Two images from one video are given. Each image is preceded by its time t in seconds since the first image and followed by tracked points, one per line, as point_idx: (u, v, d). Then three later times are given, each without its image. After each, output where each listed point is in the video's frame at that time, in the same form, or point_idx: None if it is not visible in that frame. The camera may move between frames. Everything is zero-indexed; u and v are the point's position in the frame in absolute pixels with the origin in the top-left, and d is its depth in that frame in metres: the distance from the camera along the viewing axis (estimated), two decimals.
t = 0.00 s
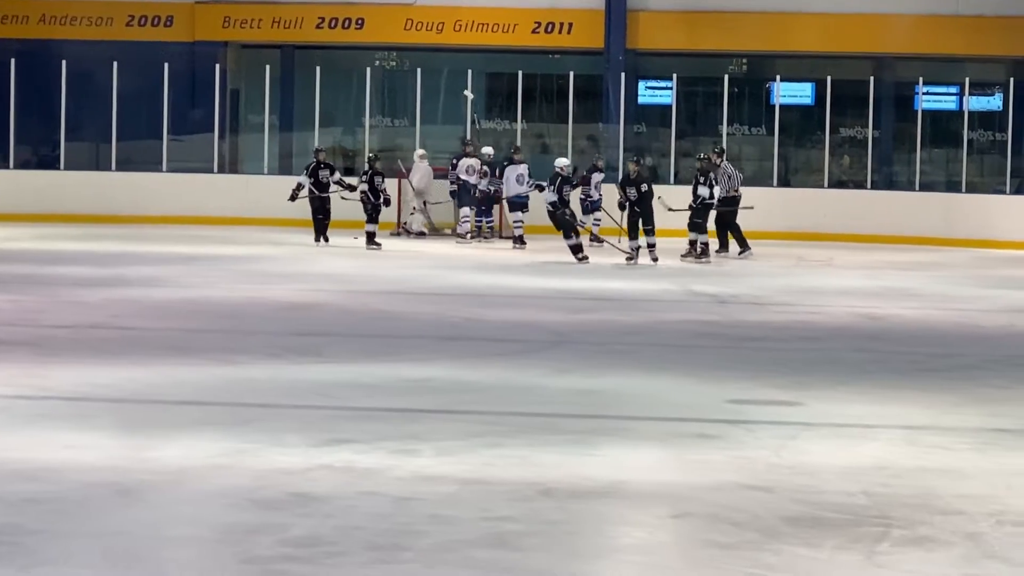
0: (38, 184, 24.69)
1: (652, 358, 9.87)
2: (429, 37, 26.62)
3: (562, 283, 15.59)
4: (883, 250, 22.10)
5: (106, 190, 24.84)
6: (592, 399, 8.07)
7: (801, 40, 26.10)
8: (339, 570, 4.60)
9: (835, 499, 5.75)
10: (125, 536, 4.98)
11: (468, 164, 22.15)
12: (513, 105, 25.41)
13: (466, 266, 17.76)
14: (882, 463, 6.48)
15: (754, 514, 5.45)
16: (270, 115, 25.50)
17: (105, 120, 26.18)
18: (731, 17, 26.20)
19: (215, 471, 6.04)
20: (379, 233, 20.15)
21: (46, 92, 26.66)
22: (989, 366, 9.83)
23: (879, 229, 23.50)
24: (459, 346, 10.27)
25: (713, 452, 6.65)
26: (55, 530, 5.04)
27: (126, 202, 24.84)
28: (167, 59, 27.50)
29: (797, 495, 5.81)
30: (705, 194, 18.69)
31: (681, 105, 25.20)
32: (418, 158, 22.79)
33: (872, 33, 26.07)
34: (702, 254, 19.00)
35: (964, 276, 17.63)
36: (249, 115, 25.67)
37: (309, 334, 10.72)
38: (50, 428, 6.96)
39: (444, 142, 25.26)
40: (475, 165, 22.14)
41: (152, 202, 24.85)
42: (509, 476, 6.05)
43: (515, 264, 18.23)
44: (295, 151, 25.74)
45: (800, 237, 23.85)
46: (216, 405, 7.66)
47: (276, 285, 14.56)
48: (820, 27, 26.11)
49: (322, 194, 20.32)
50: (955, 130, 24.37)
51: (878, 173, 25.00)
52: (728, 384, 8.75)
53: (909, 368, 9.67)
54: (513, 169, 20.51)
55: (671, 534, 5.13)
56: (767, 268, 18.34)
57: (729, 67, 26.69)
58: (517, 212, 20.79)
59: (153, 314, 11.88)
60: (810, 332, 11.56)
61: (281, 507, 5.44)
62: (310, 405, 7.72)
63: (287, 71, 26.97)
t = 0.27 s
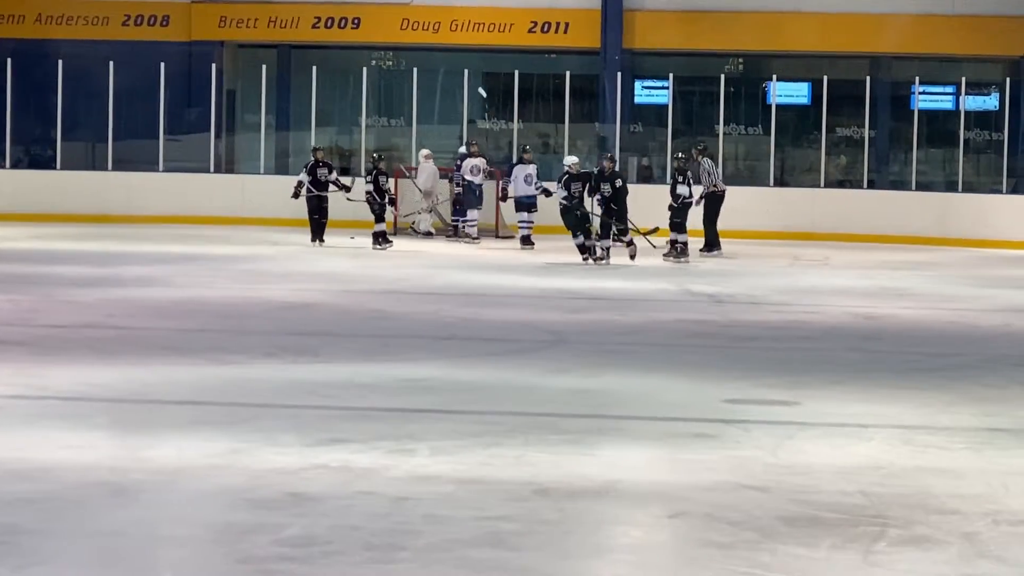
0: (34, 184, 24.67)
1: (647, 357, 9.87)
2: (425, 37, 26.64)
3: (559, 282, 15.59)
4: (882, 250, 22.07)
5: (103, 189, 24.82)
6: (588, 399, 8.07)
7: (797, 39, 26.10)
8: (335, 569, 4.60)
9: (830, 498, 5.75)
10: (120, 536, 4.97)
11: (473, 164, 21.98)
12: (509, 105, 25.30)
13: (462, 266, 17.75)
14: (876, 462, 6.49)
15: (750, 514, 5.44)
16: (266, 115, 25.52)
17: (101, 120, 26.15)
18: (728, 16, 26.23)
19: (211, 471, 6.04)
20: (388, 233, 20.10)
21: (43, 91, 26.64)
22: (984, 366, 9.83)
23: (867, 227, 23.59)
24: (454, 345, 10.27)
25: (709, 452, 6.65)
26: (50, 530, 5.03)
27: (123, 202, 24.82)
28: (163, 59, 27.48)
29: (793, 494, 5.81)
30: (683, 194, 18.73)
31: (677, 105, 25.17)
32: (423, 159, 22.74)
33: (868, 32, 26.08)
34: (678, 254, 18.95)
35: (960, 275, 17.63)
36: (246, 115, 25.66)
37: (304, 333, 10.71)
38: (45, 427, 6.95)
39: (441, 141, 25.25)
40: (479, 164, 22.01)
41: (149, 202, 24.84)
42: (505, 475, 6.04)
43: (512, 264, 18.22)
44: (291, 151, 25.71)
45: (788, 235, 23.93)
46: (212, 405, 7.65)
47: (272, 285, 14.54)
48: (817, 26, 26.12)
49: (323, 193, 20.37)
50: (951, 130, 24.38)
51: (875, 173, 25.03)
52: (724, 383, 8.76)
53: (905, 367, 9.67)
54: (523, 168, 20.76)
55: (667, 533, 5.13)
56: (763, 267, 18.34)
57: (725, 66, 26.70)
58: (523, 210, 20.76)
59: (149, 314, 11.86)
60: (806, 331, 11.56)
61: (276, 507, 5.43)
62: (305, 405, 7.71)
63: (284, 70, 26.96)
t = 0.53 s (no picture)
0: (31, 184, 24.66)
1: (645, 357, 9.86)
2: (422, 37, 26.66)
3: (556, 282, 15.59)
4: (879, 250, 22.06)
5: (100, 189, 24.83)
6: (585, 399, 8.07)
7: (795, 39, 26.11)
8: (332, 569, 4.60)
9: (827, 498, 5.75)
10: (118, 536, 4.97)
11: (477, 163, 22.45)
12: (506, 104, 25.43)
13: (459, 266, 17.73)
14: (873, 461, 6.50)
15: (747, 514, 5.44)
16: (263, 114, 25.50)
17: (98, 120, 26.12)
18: (725, 16, 26.24)
19: (208, 471, 6.03)
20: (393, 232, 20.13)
21: (40, 90, 26.62)
22: (981, 365, 9.82)
23: (865, 226, 23.60)
24: (451, 345, 10.27)
25: (706, 451, 6.65)
26: (47, 529, 5.03)
27: (121, 202, 24.83)
28: (160, 58, 27.47)
29: (791, 494, 5.81)
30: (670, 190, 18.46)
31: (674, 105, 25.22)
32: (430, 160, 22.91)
33: (865, 32, 26.08)
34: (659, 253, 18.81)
35: (957, 275, 17.63)
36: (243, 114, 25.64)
37: (301, 333, 10.70)
38: (42, 427, 6.95)
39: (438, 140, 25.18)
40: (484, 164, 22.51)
41: (147, 201, 24.84)
42: (502, 475, 6.04)
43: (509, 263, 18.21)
44: (288, 151, 25.51)
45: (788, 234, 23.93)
46: (209, 405, 7.65)
47: (268, 285, 14.52)
48: (814, 26, 26.13)
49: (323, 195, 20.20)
50: (948, 130, 24.38)
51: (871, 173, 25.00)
52: (721, 383, 8.75)
53: (902, 367, 9.67)
54: (529, 169, 20.75)
55: (665, 533, 5.13)
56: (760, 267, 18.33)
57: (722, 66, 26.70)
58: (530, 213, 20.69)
59: (145, 314, 11.84)
60: (802, 331, 11.56)
61: (274, 507, 5.43)
62: (302, 405, 7.71)
63: (280, 70, 26.94)
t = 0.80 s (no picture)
0: (28, 184, 24.67)
1: (643, 357, 9.86)
2: (419, 37, 26.66)
3: (554, 282, 15.59)
4: (878, 249, 22.05)
5: (98, 189, 24.84)
6: (583, 398, 8.07)
7: (793, 38, 26.12)
8: (330, 569, 4.60)
9: (825, 498, 5.75)
10: (116, 535, 4.96)
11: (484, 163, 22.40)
12: (503, 104, 25.26)
13: (457, 265, 17.72)
14: (871, 461, 6.50)
15: (745, 513, 5.45)
16: (262, 114, 25.43)
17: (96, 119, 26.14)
18: (723, 16, 26.25)
19: (207, 471, 6.03)
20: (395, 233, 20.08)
21: (38, 91, 26.64)
22: (979, 365, 9.82)
23: (863, 226, 23.63)
24: (449, 345, 10.26)
25: (703, 451, 6.65)
26: (45, 529, 5.02)
27: (119, 202, 24.84)
28: (158, 58, 27.48)
29: (788, 493, 5.81)
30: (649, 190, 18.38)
31: (672, 104, 25.15)
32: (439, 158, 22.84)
33: (863, 32, 26.08)
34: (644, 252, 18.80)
35: (954, 275, 17.63)
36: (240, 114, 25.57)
37: (299, 333, 10.69)
38: (40, 427, 6.94)
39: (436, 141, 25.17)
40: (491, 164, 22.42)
41: (145, 202, 24.85)
42: (500, 475, 6.04)
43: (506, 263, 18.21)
44: (286, 150, 25.44)
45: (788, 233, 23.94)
46: (206, 404, 7.64)
47: (266, 284, 14.51)
48: (812, 26, 26.13)
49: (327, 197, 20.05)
50: (946, 130, 24.38)
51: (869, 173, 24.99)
52: (718, 382, 8.75)
53: (900, 367, 9.67)
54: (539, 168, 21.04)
55: (663, 532, 5.13)
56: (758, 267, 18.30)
57: (720, 66, 26.69)
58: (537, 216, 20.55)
59: (143, 314, 11.83)
60: (800, 330, 11.57)
61: (272, 506, 5.43)
62: (299, 404, 7.71)
63: (278, 70, 26.97)
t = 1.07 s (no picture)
0: (26, 183, 24.65)
1: (640, 356, 9.87)
2: (417, 37, 26.66)
3: (551, 281, 15.61)
4: (875, 250, 22.01)
5: (95, 189, 24.83)
6: (581, 398, 8.07)
7: (790, 38, 26.12)
8: (328, 569, 4.60)
9: (823, 497, 5.76)
10: (114, 535, 4.96)
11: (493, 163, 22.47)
12: (501, 104, 25.32)
13: (454, 265, 17.72)
14: (869, 461, 6.50)
15: (743, 513, 5.45)
16: (258, 114, 25.39)
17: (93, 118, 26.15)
18: (720, 16, 26.28)
19: (204, 471, 6.03)
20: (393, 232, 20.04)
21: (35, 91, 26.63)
22: (976, 366, 9.82)
23: (862, 226, 23.64)
24: (447, 345, 10.26)
25: (701, 451, 6.66)
26: (43, 529, 5.02)
27: (117, 201, 24.83)
28: (156, 58, 27.50)
29: (786, 493, 5.82)
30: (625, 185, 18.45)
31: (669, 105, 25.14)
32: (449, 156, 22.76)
33: (860, 33, 26.09)
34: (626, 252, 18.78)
35: (952, 274, 17.65)
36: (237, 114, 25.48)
37: (296, 333, 10.70)
38: (38, 427, 6.94)
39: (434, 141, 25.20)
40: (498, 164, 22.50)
41: (143, 202, 24.84)
42: (498, 475, 6.04)
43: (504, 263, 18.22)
44: (283, 150, 25.47)
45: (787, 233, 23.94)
46: (203, 405, 7.64)
47: (263, 284, 14.51)
48: (809, 26, 26.14)
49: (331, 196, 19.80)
50: (943, 130, 24.37)
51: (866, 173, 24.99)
52: (716, 382, 8.76)
53: (897, 367, 9.69)
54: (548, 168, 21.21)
55: (661, 533, 5.13)
56: (755, 267, 18.30)
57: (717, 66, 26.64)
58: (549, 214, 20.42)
59: (140, 313, 11.83)
60: (797, 330, 11.58)
61: (269, 506, 5.43)
62: (297, 404, 7.71)
63: (276, 70, 26.98)
